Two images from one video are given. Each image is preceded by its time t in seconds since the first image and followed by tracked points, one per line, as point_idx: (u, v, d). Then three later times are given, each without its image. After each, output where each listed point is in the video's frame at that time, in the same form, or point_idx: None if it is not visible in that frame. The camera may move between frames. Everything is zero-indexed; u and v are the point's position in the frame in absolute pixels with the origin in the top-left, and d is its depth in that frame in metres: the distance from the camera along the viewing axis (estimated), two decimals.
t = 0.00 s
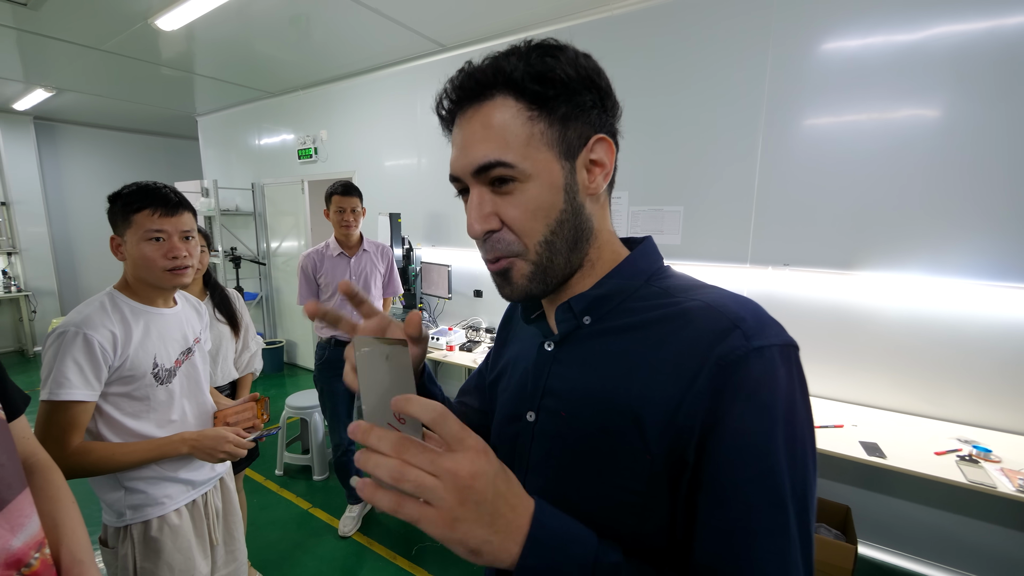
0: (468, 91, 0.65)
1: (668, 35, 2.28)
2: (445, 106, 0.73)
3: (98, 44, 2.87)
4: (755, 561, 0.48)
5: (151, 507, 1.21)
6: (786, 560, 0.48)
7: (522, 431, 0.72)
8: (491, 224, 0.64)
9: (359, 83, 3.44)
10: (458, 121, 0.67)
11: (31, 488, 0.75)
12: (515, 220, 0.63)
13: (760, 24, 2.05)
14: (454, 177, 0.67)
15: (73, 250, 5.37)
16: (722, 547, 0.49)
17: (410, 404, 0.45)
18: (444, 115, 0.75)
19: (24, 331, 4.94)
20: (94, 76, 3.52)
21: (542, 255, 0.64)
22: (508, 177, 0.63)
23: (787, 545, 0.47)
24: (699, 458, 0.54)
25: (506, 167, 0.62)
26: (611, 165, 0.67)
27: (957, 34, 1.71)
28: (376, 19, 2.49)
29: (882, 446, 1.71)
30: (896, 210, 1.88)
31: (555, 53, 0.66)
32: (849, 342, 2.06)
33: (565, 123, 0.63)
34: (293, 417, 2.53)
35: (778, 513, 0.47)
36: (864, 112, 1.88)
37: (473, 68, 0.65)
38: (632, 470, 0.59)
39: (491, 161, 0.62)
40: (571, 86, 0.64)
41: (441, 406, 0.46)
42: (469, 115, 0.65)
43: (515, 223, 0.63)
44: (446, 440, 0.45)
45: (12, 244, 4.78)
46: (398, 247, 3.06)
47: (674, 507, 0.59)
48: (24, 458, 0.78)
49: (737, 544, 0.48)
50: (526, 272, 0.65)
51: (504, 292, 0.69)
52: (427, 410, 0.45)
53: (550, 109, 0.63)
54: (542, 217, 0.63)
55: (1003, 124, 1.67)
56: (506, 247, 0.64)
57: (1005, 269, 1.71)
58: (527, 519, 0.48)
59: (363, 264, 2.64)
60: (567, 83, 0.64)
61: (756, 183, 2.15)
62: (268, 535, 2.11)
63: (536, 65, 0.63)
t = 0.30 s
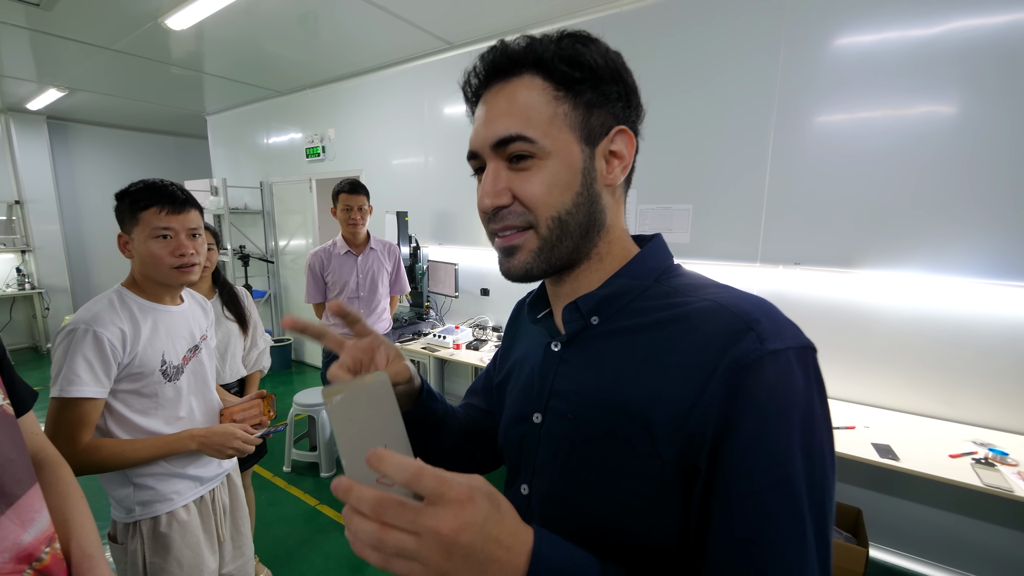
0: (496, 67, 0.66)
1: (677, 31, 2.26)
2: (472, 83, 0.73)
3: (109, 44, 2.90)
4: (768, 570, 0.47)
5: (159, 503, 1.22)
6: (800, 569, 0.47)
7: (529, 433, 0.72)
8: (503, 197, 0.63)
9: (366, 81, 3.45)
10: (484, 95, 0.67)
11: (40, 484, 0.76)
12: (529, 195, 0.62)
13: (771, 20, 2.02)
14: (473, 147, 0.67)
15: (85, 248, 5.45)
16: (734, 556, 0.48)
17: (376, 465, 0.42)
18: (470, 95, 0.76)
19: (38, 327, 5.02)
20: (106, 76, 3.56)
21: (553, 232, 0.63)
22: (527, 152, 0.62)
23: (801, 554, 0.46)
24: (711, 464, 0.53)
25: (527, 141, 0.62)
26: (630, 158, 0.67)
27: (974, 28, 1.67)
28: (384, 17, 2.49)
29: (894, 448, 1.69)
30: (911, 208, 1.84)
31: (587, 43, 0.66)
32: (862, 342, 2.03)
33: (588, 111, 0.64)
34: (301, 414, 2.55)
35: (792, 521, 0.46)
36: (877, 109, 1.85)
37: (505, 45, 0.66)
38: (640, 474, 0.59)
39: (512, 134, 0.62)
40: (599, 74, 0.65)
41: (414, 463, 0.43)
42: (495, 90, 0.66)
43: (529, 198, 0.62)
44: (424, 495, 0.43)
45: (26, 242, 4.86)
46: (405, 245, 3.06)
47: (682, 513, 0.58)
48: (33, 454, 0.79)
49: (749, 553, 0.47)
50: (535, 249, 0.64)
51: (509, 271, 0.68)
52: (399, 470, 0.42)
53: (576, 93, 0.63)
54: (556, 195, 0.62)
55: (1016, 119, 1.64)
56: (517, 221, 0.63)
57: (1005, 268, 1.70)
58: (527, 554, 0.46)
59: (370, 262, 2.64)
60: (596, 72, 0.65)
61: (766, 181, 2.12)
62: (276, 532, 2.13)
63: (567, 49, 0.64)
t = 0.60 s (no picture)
0: (506, 66, 0.65)
1: (687, 28, 2.24)
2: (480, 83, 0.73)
3: (121, 45, 2.93)
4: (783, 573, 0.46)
5: (166, 501, 1.23)
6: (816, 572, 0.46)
7: (537, 433, 0.71)
8: (513, 198, 0.63)
9: (375, 80, 3.46)
10: (493, 95, 0.67)
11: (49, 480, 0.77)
12: (539, 195, 0.62)
13: (781, 17, 2.00)
14: (482, 148, 0.67)
15: (98, 246, 5.53)
16: (747, 558, 0.48)
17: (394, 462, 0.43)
18: (478, 94, 0.75)
19: (52, 324, 5.10)
20: (118, 77, 3.60)
21: (563, 232, 0.63)
22: (537, 152, 0.62)
23: (816, 557, 0.46)
24: (723, 465, 0.52)
25: (537, 141, 0.61)
26: (640, 158, 0.67)
27: (991, 24, 1.64)
28: (392, 16, 2.49)
29: (907, 450, 1.66)
30: (923, 206, 1.82)
31: (597, 42, 0.66)
32: (874, 342, 2.01)
33: (599, 110, 0.64)
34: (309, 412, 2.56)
35: (807, 524, 0.46)
36: (890, 106, 1.82)
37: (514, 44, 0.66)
38: (651, 475, 0.58)
39: (523, 133, 0.62)
40: (609, 73, 0.65)
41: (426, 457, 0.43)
42: (504, 90, 0.65)
43: (539, 198, 0.62)
44: (433, 491, 0.43)
45: (41, 240, 4.94)
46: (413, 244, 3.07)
47: (693, 515, 0.57)
48: (43, 450, 0.80)
49: (764, 558, 0.47)
50: (545, 250, 0.63)
51: (516, 271, 0.67)
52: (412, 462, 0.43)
53: (587, 92, 0.63)
54: (567, 196, 0.62)
55: None
56: (526, 222, 0.63)
57: (1009, 267, 1.68)
58: (536, 556, 0.46)
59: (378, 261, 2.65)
60: (606, 71, 0.64)
61: (777, 179, 2.10)
62: (284, 529, 2.14)
63: (577, 48, 0.64)
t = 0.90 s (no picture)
0: (532, 56, 0.64)
1: (693, 28, 2.23)
2: (495, 73, 0.71)
3: (125, 42, 2.93)
4: (791, 569, 0.46)
5: (167, 499, 1.23)
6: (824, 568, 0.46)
7: (541, 434, 0.72)
8: (540, 189, 0.61)
9: (380, 78, 3.46)
10: (516, 83, 0.65)
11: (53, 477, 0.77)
12: (568, 188, 0.61)
13: (786, 17, 2.00)
14: (506, 136, 0.64)
15: (101, 243, 5.54)
16: (755, 556, 0.48)
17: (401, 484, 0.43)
18: (491, 87, 0.74)
19: (55, 321, 5.10)
20: (122, 74, 3.60)
21: (589, 228, 0.62)
22: (567, 145, 0.62)
23: (824, 554, 0.46)
24: (728, 462, 0.53)
25: (569, 133, 0.61)
26: (649, 159, 0.70)
27: (997, 25, 1.63)
28: (396, 14, 2.49)
29: (910, 451, 1.66)
30: (928, 207, 1.81)
31: (615, 43, 0.67)
32: (878, 344, 2.01)
33: (621, 110, 0.65)
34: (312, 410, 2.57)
35: (812, 521, 0.45)
36: (895, 107, 1.82)
37: (541, 35, 0.65)
38: (656, 474, 0.58)
39: (557, 123, 0.61)
40: (630, 76, 0.67)
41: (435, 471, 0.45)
42: (531, 78, 0.64)
43: (568, 192, 0.61)
44: (425, 516, 0.43)
45: (44, 237, 4.95)
46: (416, 242, 3.07)
47: (699, 514, 0.57)
48: (48, 447, 0.80)
49: (771, 556, 0.46)
50: (570, 246, 0.62)
51: (536, 267, 0.65)
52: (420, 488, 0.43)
53: (611, 91, 0.64)
54: (595, 191, 0.62)
55: None
56: (553, 215, 0.62)
57: (1012, 268, 1.68)
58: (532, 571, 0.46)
59: (381, 260, 2.66)
60: (628, 73, 0.66)
61: (781, 180, 2.10)
62: (287, 527, 2.14)
63: (605, 46, 0.65)
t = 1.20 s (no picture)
0: (534, 55, 0.65)
1: (691, 29, 2.24)
2: (495, 72, 0.71)
3: (121, 37, 2.91)
4: (779, 561, 0.46)
5: (159, 497, 1.22)
6: (813, 561, 0.46)
7: (537, 433, 0.72)
8: (547, 185, 0.61)
9: (378, 76, 3.45)
10: (520, 80, 0.65)
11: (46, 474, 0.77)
12: (575, 184, 0.61)
13: (784, 19, 2.01)
14: (511, 131, 0.64)
15: (96, 240, 5.49)
16: (746, 551, 0.48)
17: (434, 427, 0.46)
18: (489, 87, 0.74)
19: (48, 318, 5.05)
20: (117, 69, 3.57)
21: (595, 224, 0.63)
22: (573, 141, 0.62)
23: (812, 547, 0.46)
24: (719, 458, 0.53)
25: (576, 129, 0.61)
26: (643, 157, 0.70)
27: (991, 29, 1.65)
28: (394, 12, 2.48)
29: (902, 451, 1.68)
30: (923, 207, 1.83)
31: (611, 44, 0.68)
32: (872, 344, 2.02)
33: (620, 110, 0.66)
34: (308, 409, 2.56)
35: (802, 515, 0.46)
36: (890, 109, 1.83)
37: (543, 34, 0.65)
38: (650, 471, 0.58)
39: (563, 119, 0.61)
40: (627, 76, 0.68)
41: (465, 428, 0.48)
42: (535, 76, 0.64)
43: (575, 187, 0.61)
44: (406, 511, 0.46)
45: (37, 233, 4.90)
46: (413, 241, 3.06)
47: (690, 509, 0.58)
48: (42, 444, 0.79)
49: (759, 548, 0.47)
50: (578, 242, 0.62)
51: (543, 263, 0.65)
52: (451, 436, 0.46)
53: (612, 92, 0.65)
54: (600, 188, 0.62)
55: None
56: (561, 210, 0.61)
57: (1003, 269, 1.70)
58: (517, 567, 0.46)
59: (378, 258, 2.65)
60: (625, 74, 0.67)
61: (777, 181, 2.11)
62: (281, 526, 2.14)
63: (605, 47, 0.66)
